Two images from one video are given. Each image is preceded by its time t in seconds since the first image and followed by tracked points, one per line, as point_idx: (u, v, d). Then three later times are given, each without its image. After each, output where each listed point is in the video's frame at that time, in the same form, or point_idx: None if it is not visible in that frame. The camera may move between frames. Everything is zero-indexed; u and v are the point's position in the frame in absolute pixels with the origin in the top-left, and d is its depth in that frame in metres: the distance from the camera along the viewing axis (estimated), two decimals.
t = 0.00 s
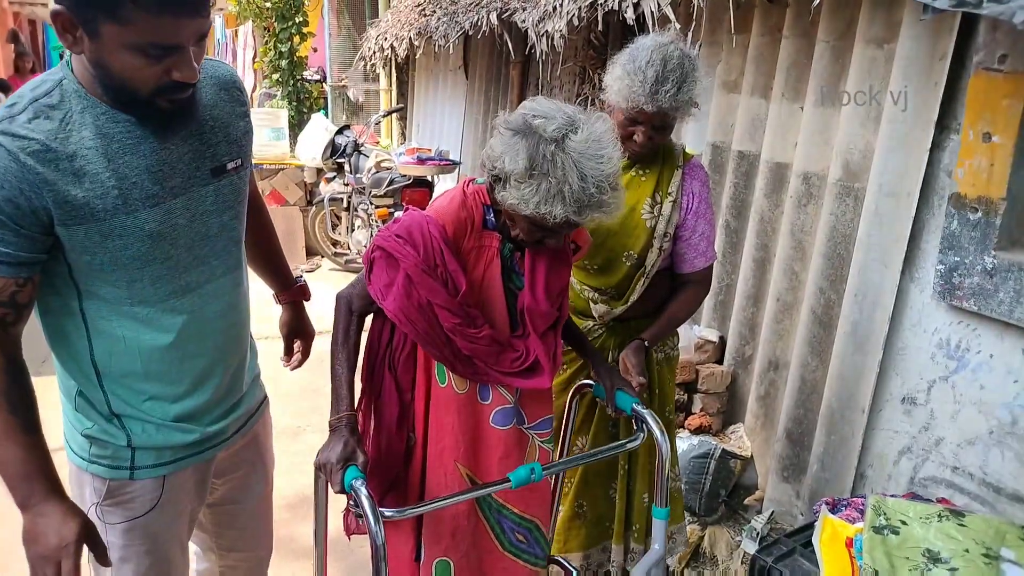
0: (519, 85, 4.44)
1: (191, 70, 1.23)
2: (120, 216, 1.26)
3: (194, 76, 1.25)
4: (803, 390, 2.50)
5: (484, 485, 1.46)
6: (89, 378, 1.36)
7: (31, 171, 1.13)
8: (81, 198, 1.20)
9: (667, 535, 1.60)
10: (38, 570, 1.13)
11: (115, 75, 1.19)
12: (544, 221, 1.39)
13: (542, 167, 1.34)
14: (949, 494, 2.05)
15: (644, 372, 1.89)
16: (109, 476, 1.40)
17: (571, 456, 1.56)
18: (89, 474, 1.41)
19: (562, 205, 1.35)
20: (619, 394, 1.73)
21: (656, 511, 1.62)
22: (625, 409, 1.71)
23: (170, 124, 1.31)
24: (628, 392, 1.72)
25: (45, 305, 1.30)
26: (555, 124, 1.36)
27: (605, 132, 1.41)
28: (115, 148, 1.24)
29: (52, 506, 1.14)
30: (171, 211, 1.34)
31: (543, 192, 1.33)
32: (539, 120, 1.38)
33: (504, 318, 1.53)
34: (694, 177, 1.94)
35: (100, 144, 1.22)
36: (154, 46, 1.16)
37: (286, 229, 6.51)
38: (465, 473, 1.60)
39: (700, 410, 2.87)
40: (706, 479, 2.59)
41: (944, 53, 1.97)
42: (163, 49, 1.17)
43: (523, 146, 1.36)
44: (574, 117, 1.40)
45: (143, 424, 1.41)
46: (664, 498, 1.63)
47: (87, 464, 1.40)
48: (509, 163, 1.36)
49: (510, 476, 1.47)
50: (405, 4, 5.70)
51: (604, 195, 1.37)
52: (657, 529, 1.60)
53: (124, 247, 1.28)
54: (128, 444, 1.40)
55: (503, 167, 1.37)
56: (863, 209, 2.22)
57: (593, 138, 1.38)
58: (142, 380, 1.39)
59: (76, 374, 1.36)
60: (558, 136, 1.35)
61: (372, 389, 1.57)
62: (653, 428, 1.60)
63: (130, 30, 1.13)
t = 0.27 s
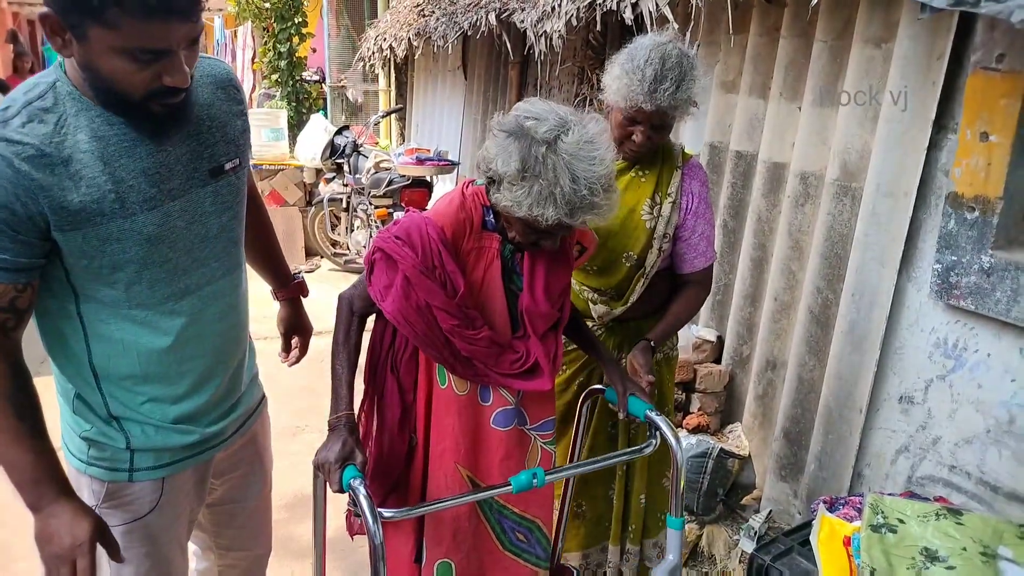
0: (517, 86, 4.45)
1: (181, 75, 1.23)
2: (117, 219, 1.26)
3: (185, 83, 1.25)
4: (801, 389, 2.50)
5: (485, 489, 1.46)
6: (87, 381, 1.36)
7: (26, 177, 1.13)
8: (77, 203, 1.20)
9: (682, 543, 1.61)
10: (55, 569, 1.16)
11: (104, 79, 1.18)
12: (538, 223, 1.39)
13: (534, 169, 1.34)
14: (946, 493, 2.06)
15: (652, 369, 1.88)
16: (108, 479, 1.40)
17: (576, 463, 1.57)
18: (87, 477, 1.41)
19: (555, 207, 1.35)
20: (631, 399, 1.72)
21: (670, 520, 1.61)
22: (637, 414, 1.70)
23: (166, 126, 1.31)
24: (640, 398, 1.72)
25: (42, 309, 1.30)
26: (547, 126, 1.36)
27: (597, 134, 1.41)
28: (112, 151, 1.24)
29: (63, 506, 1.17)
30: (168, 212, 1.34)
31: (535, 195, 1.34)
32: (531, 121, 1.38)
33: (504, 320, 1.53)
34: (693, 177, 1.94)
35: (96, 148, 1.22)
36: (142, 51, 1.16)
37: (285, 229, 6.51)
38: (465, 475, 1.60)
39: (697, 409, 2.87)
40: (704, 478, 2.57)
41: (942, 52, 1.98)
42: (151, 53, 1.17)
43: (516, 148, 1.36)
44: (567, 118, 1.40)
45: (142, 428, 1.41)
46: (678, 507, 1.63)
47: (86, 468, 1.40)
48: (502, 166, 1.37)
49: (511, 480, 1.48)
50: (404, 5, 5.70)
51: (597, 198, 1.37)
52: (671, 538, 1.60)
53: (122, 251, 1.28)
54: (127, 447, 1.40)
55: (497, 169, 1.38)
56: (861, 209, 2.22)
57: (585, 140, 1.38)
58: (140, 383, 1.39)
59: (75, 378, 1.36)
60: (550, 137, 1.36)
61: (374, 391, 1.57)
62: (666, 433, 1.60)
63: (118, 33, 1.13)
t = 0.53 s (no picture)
0: (515, 83, 4.44)
1: (168, 66, 1.23)
2: (106, 210, 1.26)
3: (172, 73, 1.24)
4: (799, 385, 2.50)
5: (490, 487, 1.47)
6: (80, 375, 1.36)
7: (13, 167, 1.13)
8: (65, 194, 1.20)
9: (699, 555, 1.58)
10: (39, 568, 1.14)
11: (91, 71, 1.18)
12: (539, 221, 1.38)
13: (536, 166, 1.33)
14: (943, 488, 2.06)
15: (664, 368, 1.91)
16: (102, 473, 1.40)
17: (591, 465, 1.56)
18: (81, 472, 1.41)
19: (556, 206, 1.34)
20: (648, 404, 1.71)
21: (689, 531, 1.59)
22: (655, 420, 1.69)
23: (156, 116, 1.31)
24: (657, 403, 1.71)
25: (34, 302, 1.30)
26: (551, 124, 1.35)
27: (603, 132, 1.39)
28: (101, 142, 1.24)
29: (52, 504, 1.16)
30: (160, 202, 1.34)
31: (537, 193, 1.33)
32: (535, 119, 1.37)
33: (505, 317, 1.53)
34: (694, 172, 1.94)
35: (86, 138, 1.22)
36: (127, 42, 1.16)
37: (282, 226, 6.50)
38: (466, 469, 1.60)
39: (695, 406, 2.87)
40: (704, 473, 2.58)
41: (939, 48, 1.97)
42: (137, 44, 1.17)
43: (519, 144, 1.35)
44: (571, 116, 1.38)
45: (135, 422, 1.41)
46: (697, 518, 1.60)
47: (79, 462, 1.40)
48: (505, 162, 1.36)
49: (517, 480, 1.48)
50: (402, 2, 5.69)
51: (599, 197, 1.35)
52: (688, 549, 1.58)
53: (113, 242, 1.28)
54: (121, 442, 1.40)
55: (499, 165, 1.37)
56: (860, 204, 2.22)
57: (589, 138, 1.36)
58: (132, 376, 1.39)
59: (68, 371, 1.36)
60: (554, 135, 1.34)
61: (375, 380, 1.59)
62: (684, 439, 1.59)
63: (102, 24, 1.13)
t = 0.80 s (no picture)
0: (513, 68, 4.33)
1: (140, 44, 1.21)
2: (76, 194, 1.18)
3: (144, 51, 1.22)
4: (815, 385, 2.41)
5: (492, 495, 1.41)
6: (52, 369, 1.30)
7: None
8: (34, 177, 1.15)
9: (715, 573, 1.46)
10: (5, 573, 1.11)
11: (59, 47, 1.15)
12: (543, 208, 1.30)
13: (542, 148, 1.25)
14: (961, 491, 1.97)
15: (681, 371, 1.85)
16: (73, 474, 1.34)
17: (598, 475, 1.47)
18: (55, 472, 1.35)
19: (561, 192, 1.26)
20: (661, 410, 1.61)
21: (701, 545, 1.47)
22: (669, 428, 1.59)
23: (128, 96, 1.24)
24: (671, 409, 1.61)
25: None
26: (559, 105, 1.27)
27: (614, 116, 1.32)
28: (70, 122, 1.18)
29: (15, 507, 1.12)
30: (134, 189, 1.24)
31: (542, 176, 1.25)
32: (543, 99, 1.28)
33: (507, 312, 1.45)
34: (705, 159, 1.88)
35: (54, 118, 1.16)
36: (96, 14, 1.14)
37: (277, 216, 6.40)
38: (462, 475, 1.53)
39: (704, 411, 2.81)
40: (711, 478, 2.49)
41: (954, 29, 1.89)
42: (106, 17, 1.15)
43: (527, 124, 1.26)
44: (579, 96, 1.30)
45: (109, 421, 1.33)
46: (711, 530, 1.48)
47: (53, 462, 1.34)
48: (509, 143, 1.26)
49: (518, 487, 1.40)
50: None
51: (608, 184, 1.29)
52: (701, 566, 1.46)
53: (81, 229, 1.20)
54: (94, 441, 1.33)
55: (503, 148, 1.28)
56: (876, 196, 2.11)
57: (599, 122, 1.29)
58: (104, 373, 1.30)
59: (39, 365, 1.30)
60: (561, 118, 1.27)
61: (370, 376, 1.51)
62: (702, 451, 1.50)
63: None
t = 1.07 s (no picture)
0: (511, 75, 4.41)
1: (153, 36, 1.23)
2: (91, 185, 1.24)
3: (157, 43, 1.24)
4: (800, 377, 2.47)
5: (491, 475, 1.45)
6: (65, 356, 1.35)
7: None
8: (50, 166, 1.19)
9: (701, 549, 1.56)
10: (21, 551, 1.13)
11: (75, 39, 1.18)
12: (544, 196, 1.35)
13: (543, 138, 1.30)
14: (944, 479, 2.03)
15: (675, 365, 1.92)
16: (85, 458, 1.39)
17: (587, 455, 1.54)
18: (67, 456, 1.40)
19: (562, 179, 1.30)
20: (651, 398, 1.68)
21: (690, 524, 1.56)
22: (658, 414, 1.66)
23: (139, 89, 1.30)
24: (659, 395, 1.68)
25: (18, 280, 1.30)
26: (558, 97, 1.33)
27: (612, 107, 1.37)
28: (85, 115, 1.23)
29: (33, 486, 1.15)
30: (146, 183, 1.31)
31: (544, 165, 1.29)
32: (543, 92, 1.34)
33: (510, 300, 1.50)
34: (706, 162, 1.90)
35: (69, 111, 1.21)
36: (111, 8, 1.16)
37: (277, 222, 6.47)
38: (468, 460, 1.57)
39: (695, 399, 2.86)
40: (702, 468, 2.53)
41: (938, 31, 1.95)
42: (119, 11, 1.17)
43: (527, 116, 1.32)
44: (579, 88, 1.37)
45: (120, 406, 1.40)
46: (700, 510, 1.58)
47: (65, 446, 1.39)
48: (511, 135, 1.32)
49: (516, 468, 1.45)
50: None
51: (608, 173, 1.32)
52: (690, 542, 1.55)
53: (96, 217, 1.26)
54: (105, 426, 1.39)
55: (504, 137, 1.33)
56: (859, 192, 2.18)
57: (597, 111, 1.34)
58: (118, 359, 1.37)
59: (52, 351, 1.35)
60: (562, 109, 1.32)
61: (376, 365, 1.56)
62: (688, 430, 1.57)
63: None
